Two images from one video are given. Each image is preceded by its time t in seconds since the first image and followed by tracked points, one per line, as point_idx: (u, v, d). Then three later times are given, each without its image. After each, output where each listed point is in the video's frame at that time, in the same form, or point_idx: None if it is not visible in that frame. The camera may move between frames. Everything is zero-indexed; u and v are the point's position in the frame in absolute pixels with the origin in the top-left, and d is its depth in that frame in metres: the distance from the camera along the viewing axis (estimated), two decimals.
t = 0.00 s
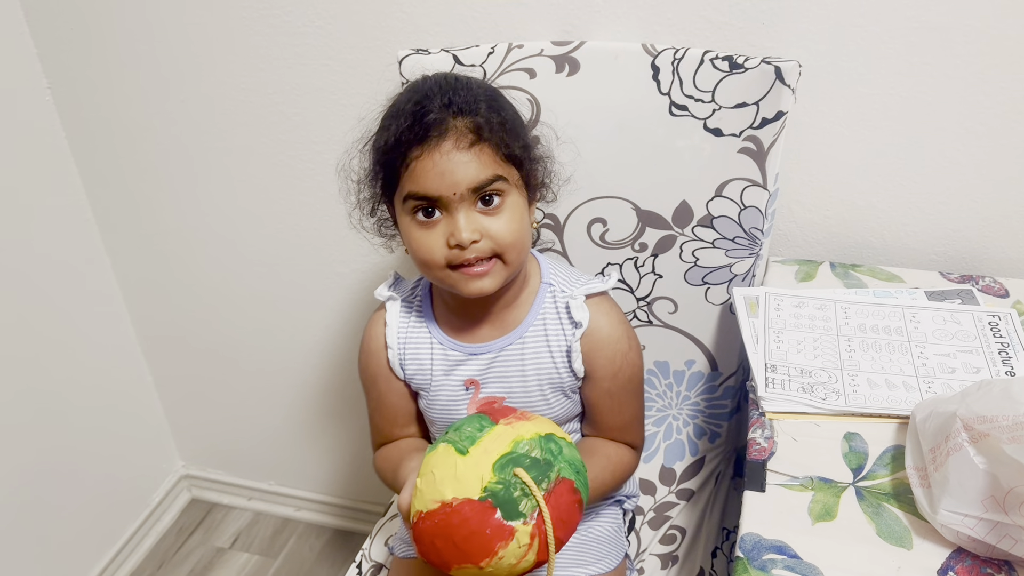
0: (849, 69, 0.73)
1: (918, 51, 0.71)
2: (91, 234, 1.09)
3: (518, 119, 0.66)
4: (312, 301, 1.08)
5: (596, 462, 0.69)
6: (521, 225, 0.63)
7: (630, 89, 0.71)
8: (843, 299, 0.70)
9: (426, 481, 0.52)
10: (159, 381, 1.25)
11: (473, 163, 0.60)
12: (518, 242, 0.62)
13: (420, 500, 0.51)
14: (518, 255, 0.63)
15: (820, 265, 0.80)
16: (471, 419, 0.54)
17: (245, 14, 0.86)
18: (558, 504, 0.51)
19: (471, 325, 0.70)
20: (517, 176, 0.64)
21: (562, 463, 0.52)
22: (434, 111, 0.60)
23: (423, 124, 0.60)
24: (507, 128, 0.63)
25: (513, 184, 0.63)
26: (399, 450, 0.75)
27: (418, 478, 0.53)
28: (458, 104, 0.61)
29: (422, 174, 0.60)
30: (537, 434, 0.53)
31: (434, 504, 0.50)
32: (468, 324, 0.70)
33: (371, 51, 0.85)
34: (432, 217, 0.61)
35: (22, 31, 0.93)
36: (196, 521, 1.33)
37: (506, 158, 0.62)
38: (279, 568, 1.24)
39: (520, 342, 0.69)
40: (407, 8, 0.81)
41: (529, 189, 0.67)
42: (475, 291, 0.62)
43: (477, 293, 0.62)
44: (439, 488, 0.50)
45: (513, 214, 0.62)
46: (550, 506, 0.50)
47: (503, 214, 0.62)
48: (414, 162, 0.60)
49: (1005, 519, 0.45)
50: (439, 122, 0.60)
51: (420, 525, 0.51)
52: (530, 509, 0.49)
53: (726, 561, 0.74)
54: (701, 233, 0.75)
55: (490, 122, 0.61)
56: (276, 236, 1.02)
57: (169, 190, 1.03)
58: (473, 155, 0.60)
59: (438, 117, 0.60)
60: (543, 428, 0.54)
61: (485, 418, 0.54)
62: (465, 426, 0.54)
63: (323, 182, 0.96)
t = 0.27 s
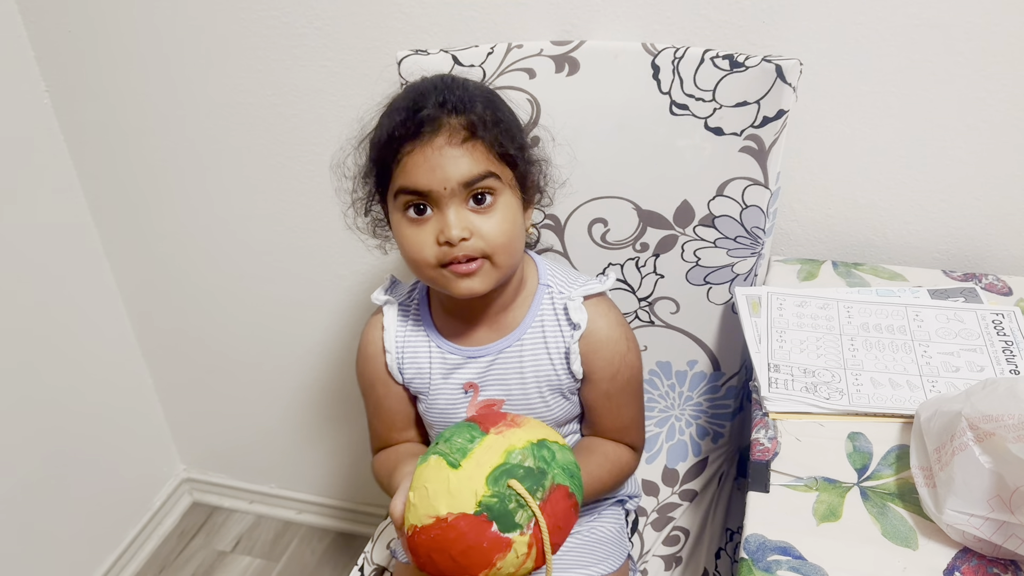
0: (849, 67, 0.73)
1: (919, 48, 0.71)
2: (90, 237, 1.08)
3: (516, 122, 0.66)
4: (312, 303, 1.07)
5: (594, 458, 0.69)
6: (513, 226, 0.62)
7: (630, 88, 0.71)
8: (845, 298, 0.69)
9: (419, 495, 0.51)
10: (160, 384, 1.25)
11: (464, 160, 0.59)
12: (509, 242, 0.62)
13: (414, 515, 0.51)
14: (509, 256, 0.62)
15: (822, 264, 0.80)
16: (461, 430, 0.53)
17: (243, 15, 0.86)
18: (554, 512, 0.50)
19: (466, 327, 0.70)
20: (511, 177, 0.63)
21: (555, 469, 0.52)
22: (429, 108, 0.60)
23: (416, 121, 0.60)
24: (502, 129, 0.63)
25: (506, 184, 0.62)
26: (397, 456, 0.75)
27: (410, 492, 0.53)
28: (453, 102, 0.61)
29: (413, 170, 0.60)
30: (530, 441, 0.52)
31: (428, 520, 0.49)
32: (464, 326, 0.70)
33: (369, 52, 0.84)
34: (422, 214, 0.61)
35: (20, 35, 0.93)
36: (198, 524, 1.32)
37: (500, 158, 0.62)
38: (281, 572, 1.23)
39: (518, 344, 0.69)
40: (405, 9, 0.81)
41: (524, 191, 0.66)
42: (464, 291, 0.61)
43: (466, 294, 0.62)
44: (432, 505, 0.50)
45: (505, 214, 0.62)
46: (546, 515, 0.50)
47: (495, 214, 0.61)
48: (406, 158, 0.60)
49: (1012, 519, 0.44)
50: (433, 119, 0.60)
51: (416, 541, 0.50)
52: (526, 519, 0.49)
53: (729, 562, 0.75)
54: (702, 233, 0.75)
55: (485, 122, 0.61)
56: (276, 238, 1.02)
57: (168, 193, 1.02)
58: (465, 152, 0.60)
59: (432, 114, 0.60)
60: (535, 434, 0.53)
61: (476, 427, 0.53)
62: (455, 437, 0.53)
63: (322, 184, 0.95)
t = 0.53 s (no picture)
0: (845, 67, 0.73)
1: (915, 48, 0.71)
2: (89, 241, 1.08)
3: (511, 126, 0.66)
4: (310, 306, 1.07)
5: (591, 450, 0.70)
6: (500, 220, 0.61)
7: (627, 90, 0.71)
8: (843, 298, 0.69)
9: (411, 465, 0.51)
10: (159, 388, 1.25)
11: (452, 149, 0.60)
12: (495, 235, 0.61)
13: (407, 485, 0.50)
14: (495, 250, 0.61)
15: (819, 264, 0.80)
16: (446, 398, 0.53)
17: (240, 18, 0.86)
18: (544, 466, 0.50)
19: (459, 327, 0.70)
20: (501, 172, 0.63)
21: (542, 425, 0.52)
22: (422, 101, 0.62)
23: (410, 113, 0.61)
24: (494, 128, 0.63)
25: (494, 177, 0.62)
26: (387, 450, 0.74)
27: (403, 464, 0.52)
28: (447, 98, 0.62)
29: (402, 156, 0.60)
30: (514, 400, 0.52)
31: (421, 485, 0.49)
32: (456, 326, 0.70)
33: (367, 54, 0.84)
34: (410, 203, 0.61)
35: (17, 39, 0.93)
36: (198, 528, 1.32)
37: (489, 152, 0.62)
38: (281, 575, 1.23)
39: (511, 345, 0.69)
40: (402, 11, 0.81)
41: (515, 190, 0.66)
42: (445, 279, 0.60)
43: (448, 285, 0.61)
44: (424, 470, 0.49)
45: (492, 207, 0.61)
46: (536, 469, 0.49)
47: (481, 205, 0.61)
48: (397, 146, 0.61)
49: (1010, 519, 0.44)
50: (425, 111, 0.61)
51: (412, 510, 0.50)
52: (517, 473, 0.48)
53: (729, 563, 0.75)
54: (700, 234, 0.75)
55: (476, 118, 0.62)
56: (274, 241, 1.02)
57: (166, 197, 1.02)
58: (453, 141, 0.60)
59: (426, 107, 0.61)
60: (519, 394, 0.54)
61: (461, 393, 0.53)
62: (442, 404, 0.53)
63: (320, 187, 0.95)
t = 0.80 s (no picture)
0: (839, 70, 0.73)
1: (909, 50, 0.71)
2: (87, 246, 1.08)
3: (508, 128, 0.66)
4: (308, 309, 1.08)
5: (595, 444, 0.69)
6: (500, 225, 0.62)
7: (622, 93, 0.71)
8: (837, 300, 0.70)
9: (407, 416, 0.53)
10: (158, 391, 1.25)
11: (451, 156, 0.60)
12: (497, 240, 0.61)
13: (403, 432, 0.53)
14: (496, 255, 0.62)
15: (814, 266, 0.80)
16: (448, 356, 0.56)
17: (236, 23, 0.86)
18: (523, 424, 0.50)
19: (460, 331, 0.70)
20: (500, 176, 0.63)
21: (528, 384, 0.52)
22: (419, 108, 0.62)
23: (406, 121, 0.62)
24: (492, 133, 0.64)
25: (493, 183, 0.62)
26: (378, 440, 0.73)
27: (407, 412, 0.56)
28: (442, 105, 0.62)
29: (401, 166, 0.60)
30: (503, 360, 0.53)
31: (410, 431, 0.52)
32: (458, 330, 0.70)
33: (362, 58, 0.85)
34: (410, 212, 0.61)
35: (15, 45, 0.93)
36: (197, 531, 1.32)
37: (488, 158, 0.62)
38: None
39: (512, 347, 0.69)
40: (398, 16, 0.81)
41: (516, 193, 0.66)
42: (449, 287, 0.61)
43: (451, 290, 0.61)
44: (412, 418, 0.52)
45: (492, 212, 0.61)
46: (513, 425, 0.49)
47: (481, 211, 0.61)
48: (395, 155, 0.61)
49: (1002, 520, 0.44)
50: (422, 119, 0.61)
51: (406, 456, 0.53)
52: (492, 428, 0.49)
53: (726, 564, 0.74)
54: (695, 236, 0.75)
55: (473, 123, 0.62)
56: (272, 244, 1.02)
57: (164, 201, 1.03)
58: (451, 148, 0.60)
59: (422, 114, 0.61)
60: (512, 356, 0.54)
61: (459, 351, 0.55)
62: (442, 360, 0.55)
63: (317, 191, 0.96)
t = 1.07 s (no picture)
0: (836, 71, 0.73)
1: (906, 50, 0.71)
2: (87, 248, 1.09)
3: (516, 128, 0.66)
4: (308, 310, 1.08)
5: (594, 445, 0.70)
6: (511, 232, 0.62)
7: (620, 94, 0.71)
8: (835, 300, 0.70)
9: (411, 423, 0.54)
10: (158, 393, 1.25)
11: (462, 166, 0.60)
12: (508, 248, 0.62)
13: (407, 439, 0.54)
14: (507, 262, 0.62)
15: (812, 266, 0.80)
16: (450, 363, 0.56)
17: (235, 26, 0.86)
18: (525, 430, 0.50)
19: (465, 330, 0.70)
20: (510, 183, 0.63)
21: (529, 391, 0.52)
22: (428, 115, 0.61)
23: (416, 127, 0.61)
24: (501, 136, 0.63)
25: (504, 190, 0.62)
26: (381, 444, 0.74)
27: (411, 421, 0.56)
28: (452, 110, 0.62)
29: (412, 174, 0.60)
30: (505, 367, 0.54)
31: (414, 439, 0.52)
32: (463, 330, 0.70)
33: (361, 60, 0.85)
34: (421, 220, 0.61)
35: (14, 47, 0.93)
36: (198, 532, 1.32)
37: (498, 165, 0.62)
38: None
39: (516, 348, 0.69)
40: (396, 18, 0.81)
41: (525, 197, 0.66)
42: (461, 294, 0.62)
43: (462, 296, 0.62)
44: (415, 427, 0.52)
45: (503, 220, 0.62)
46: (515, 432, 0.50)
47: (492, 220, 0.61)
48: (406, 163, 0.61)
49: (999, 519, 0.45)
50: (432, 126, 0.60)
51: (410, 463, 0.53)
52: (494, 435, 0.49)
53: (725, 564, 0.74)
54: (693, 237, 0.75)
55: (482, 128, 0.62)
56: (271, 246, 1.03)
57: (163, 203, 1.03)
58: (462, 159, 0.60)
59: (432, 121, 0.61)
60: (513, 362, 0.55)
61: (460, 359, 0.56)
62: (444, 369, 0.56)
63: (316, 192, 0.96)
